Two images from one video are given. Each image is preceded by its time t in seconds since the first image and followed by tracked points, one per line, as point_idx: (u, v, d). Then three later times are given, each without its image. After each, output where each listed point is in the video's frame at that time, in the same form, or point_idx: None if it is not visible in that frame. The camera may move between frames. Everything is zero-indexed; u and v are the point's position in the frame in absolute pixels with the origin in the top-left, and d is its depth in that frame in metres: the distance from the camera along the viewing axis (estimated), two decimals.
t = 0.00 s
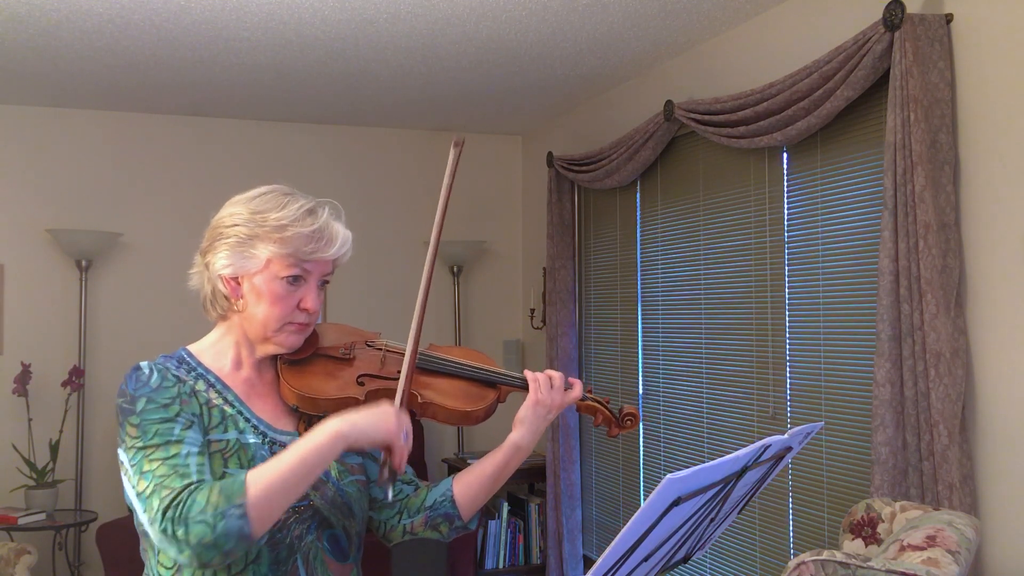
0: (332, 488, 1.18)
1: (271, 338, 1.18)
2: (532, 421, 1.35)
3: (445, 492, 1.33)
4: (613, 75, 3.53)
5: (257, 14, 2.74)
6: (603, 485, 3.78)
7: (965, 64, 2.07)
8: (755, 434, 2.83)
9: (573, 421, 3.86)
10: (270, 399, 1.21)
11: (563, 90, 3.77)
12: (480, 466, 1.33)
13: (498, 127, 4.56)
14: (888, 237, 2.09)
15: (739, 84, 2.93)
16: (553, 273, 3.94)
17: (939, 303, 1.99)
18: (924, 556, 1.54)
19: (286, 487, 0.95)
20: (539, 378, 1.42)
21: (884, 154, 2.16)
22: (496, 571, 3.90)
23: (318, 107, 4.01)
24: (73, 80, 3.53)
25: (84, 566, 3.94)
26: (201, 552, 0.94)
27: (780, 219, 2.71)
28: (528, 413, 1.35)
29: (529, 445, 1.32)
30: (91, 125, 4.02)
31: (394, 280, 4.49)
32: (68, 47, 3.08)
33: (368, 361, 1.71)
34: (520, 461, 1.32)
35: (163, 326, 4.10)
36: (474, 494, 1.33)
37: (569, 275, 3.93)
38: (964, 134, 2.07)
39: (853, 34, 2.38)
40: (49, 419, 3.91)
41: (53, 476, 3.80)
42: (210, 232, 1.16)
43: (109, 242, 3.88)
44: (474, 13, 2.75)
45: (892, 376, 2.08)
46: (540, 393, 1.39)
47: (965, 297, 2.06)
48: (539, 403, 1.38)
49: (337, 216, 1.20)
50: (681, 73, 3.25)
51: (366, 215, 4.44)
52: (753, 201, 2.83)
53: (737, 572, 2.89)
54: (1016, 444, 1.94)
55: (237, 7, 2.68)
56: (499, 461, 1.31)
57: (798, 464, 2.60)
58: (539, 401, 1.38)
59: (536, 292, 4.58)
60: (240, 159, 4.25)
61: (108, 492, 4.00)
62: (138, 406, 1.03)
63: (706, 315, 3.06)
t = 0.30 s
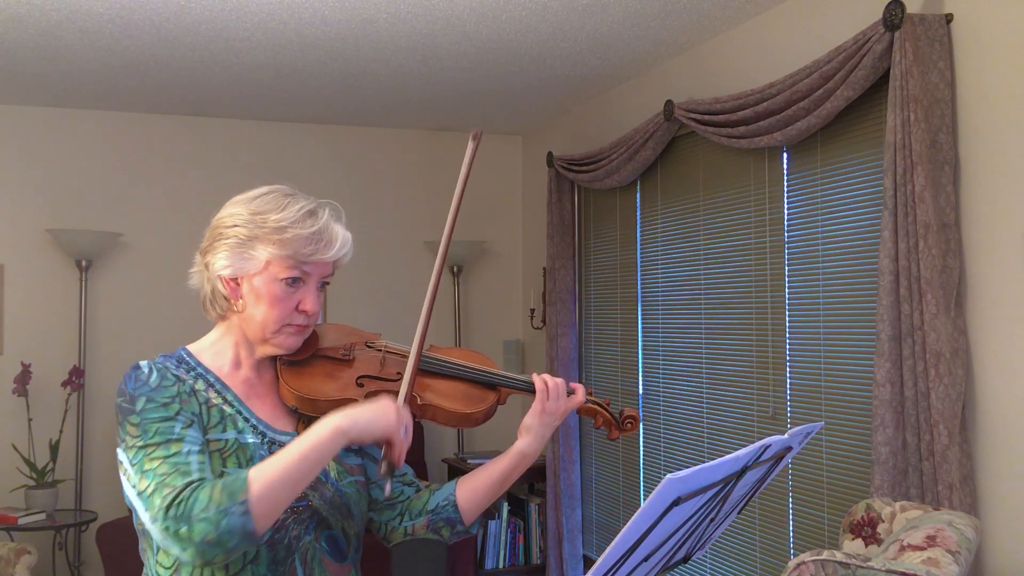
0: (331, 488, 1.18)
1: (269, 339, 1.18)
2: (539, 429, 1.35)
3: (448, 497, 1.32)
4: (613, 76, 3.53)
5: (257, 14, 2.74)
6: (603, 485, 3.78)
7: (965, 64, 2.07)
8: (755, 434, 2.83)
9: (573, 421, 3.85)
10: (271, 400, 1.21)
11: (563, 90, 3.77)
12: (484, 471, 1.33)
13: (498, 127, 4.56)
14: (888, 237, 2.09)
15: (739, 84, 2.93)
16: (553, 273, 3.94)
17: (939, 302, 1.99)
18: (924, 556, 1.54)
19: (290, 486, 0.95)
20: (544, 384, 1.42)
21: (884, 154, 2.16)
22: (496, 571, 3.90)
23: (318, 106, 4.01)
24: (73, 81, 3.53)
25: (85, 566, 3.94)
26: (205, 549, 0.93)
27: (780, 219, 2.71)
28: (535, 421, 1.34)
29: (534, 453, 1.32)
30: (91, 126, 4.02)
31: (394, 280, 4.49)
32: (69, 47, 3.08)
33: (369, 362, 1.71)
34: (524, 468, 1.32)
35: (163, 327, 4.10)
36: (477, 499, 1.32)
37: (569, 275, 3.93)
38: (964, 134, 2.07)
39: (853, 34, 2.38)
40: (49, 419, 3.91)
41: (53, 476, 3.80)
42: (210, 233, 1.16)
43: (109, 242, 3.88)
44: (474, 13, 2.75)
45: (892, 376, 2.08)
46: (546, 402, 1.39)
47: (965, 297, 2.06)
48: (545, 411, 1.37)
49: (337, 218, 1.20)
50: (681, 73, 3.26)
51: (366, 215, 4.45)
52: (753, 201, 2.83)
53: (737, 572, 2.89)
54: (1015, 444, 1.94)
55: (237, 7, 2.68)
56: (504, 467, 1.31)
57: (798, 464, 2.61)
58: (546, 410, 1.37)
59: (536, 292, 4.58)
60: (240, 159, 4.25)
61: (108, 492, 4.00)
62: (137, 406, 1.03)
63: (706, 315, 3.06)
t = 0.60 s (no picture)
0: (331, 489, 1.18)
1: (270, 340, 1.18)
2: (548, 436, 1.35)
3: (456, 497, 1.33)
4: (613, 75, 3.53)
5: (257, 14, 2.74)
6: (603, 485, 3.78)
7: (965, 64, 2.07)
8: (754, 434, 2.83)
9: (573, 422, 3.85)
10: (271, 401, 1.21)
11: (563, 90, 3.77)
12: (494, 474, 1.33)
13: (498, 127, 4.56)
14: (888, 237, 2.09)
15: (739, 84, 2.93)
16: (553, 273, 3.94)
17: (939, 302, 1.99)
18: (924, 556, 1.54)
19: (292, 485, 0.95)
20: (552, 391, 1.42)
21: (884, 154, 2.16)
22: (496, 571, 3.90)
23: (318, 106, 4.01)
24: (74, 81, 3.53)
25: (84, 566, 3.94)
26: (205, 548, 0.95)
27: (780, 219, 2.71)
28: (544, 429, 1.35)
29: (544, 460, 1.33)
30: (91, 126, 4.02)
31: (394, 280, 4.49)
32: (69, 47, 3.08)
33: (369, 363, 1.71)
34: (534, 474, 1.33)
35: (162, 327, 4.10)
36: (486, 500, 1.33)
37: (569, 275, 3.93)
38: (964, 134, 2.07)
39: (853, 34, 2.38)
40: (49, 419, 3.91)
41: (53, 476, 3.80)
42: (212, 233, 1.16)
43: (109, 242, 3.88)
44: (474, 13, 2.75)
45: (892, 376, 2.08)
46: (553, 408, 1.38)
47: (965, 297, 2.06)
48: (553, 418, 1.38)
49: (340, 220, 1.20)
50: (681, 73, 3.26)
51: (366, 215, 4.45)
52: (752, 201, 2.83)
53: (738, 572, 2.89)
54: (1015, 444, 1.94)
55: (236, 8, 2.69)
56: (514, 471, 1.32)
57: (798, 464, 2.60)
58: (555, 416, 1.37)
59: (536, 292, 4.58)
60: (240, 159, 4.25)
61: (108, 492, 4.00)
62: (138, 405, 1.03)
63: (706, 315, 3.06)
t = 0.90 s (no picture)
0: (332, 490, 1.18)
1: (271, 340, 1.18)
2: (552, 437, 1.35)
3: (457, 497, 1.33)
4: (613, 76, 3.53)
5: (257, 14, 2.74)
6: (603, 485, 3.78)
7: (965, 64, 2.07)
8: (754, 434, 2.83)
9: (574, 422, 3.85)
10: (272, 401, 1.21)
11: (563, 90, 3.77)
12: (496, 473, 1.34)
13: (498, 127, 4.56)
14: (888, 237, 2.09)
15: (739, 84, 2.93)
16: (553, 273, 3.94)
17: (939, 302, 1.99)
18: (924, 556, 1.54)
19: (294, 490, 0.95)
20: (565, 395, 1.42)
21: (884, 154, 2.16)
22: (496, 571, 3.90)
23: (318, 106, 4.01)
24: (73, 81, 3.53)
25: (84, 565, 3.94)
26: (207, 551, 0.94)
27: (780, 219, 2.71)
28: (549, 430, 1.35)
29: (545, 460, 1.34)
30: (91, 126, 4.02)
31: (394, 280, 4.49)
32: (69, 47, 3.08)
33: (370, 364, 1.71)
34: (534, 474, 1.34)
35: (162, 327, 4.10)
36: (485, 500, 1.33)
37: (569, 275, 3.93)
38: (964, 135, 2.07)
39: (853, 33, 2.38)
40: (49, 419, 3.91)
41: (53, 475, 3.80)
42: (214, 232, 1.16)
43: (109, 242, 3.88)
44: (474, 13, 2.75)
45: (892, 376, 2.08)
46: (564, 412, 1.37)
47: (965, 297, 2.06)
48: (562, 422, 1.37)
49: (341, 220, 1.20)
50: (681, 73, 3.26)
51: (366, 215, 4.45)
52: (752, 200, 2.83)
53: (738, 572, 2.89)
54: (1015, 444, 1.94)
55: (236, 8, 2.69)
56: (514, 470, 1.33)
57: (798, 464, 2.60)
58: (564, 420, 1.36)
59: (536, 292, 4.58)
60: (240, 159, 4.25)
61: (108, 492, 4.00)
62: (139, 407, 1.03)
63: (706, 315, 3.06)
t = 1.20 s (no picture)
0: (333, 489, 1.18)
1: (275, 337, 1.17)
2: (538, 426, 1.31)
3: (447, 497, 1.32)
4: (613, 76, 3.53)
5: (257, 14, 2.74)
6: (603, 485, 3.78)
7: (965, 65, 2.07)
8: (755, 434, 2.83)
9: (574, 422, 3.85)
10: (274, 401, 1.22)
11: (563, 90, 3.77)
12: (483, 469, 1.33)
13: (498, 127, 4.56)
14: (888, 237, 2.09)
15: (739, 84, 2.93)
16: (553, 273, 3.94)
17: (939, 302, 1.99)
18: (924, 556, 1.54)
19: (273, 445, 0.91)
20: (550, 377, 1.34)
21: (884, 154, 2.16)
22: (496, 571, 3.90)
23: (318, 106, 4.01)
24: (74, 81, 3.53)
25: (84, 566, 3.94)
26: (170, 497, 0.90)
27: (780, 219, 2.71)
28: (533, 418, 1.30)
29: (532, 452, 1.31)
30: (91, 126, 4.02)
31: (394, 280, 4.49)
32: (69, 47, 3.08)
33: (374, 363, 1.73)
34: (523, 467, 1.31)
35: (162, 326, 4.10)
36: (476, 498, 1.33)
37: (569, 275, 3.93)
38: (964, 135, 2.07)
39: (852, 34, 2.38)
40: (49, 419, 3.91)
41: (53, 475, 3.80)
42: (218, 231, 1.16)
43: (109, 242, 3.88)
44: (474, 13, 2.75)
45: (892, 376, 2.08)
46: (547, 398, 1.31)
47: (965, 297, 2.06)
48: (546, 409, 1.31)
49: (345, 220, 1.20)
50: (681, 73, 3.26)
51: (366, 216, 4.45)
52: (752, 200, 2.83)
53: (738, 572, 2.89)
54: (1015, 444, 1.94)
55: (236, 8, 2.69)
56: (500, 465, 1.31)
57: (798, 464, 2.60)
58: (547, 408, 1.31)
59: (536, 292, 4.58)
60: (240, 159, 4.25)
61: (108, 492, 4.00)
62: (135, 386, 1.01)
63: (706, 315, 3.06)
